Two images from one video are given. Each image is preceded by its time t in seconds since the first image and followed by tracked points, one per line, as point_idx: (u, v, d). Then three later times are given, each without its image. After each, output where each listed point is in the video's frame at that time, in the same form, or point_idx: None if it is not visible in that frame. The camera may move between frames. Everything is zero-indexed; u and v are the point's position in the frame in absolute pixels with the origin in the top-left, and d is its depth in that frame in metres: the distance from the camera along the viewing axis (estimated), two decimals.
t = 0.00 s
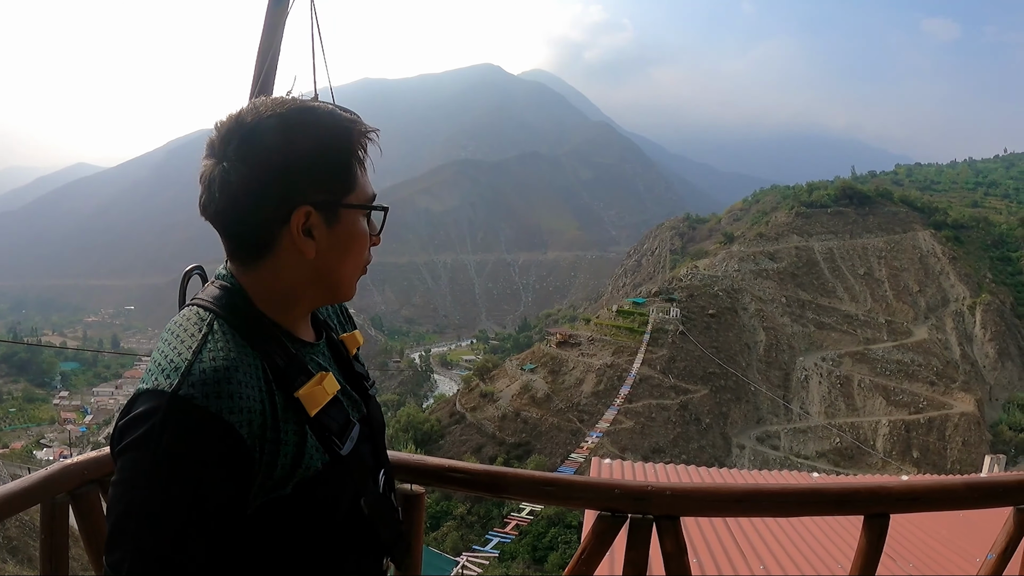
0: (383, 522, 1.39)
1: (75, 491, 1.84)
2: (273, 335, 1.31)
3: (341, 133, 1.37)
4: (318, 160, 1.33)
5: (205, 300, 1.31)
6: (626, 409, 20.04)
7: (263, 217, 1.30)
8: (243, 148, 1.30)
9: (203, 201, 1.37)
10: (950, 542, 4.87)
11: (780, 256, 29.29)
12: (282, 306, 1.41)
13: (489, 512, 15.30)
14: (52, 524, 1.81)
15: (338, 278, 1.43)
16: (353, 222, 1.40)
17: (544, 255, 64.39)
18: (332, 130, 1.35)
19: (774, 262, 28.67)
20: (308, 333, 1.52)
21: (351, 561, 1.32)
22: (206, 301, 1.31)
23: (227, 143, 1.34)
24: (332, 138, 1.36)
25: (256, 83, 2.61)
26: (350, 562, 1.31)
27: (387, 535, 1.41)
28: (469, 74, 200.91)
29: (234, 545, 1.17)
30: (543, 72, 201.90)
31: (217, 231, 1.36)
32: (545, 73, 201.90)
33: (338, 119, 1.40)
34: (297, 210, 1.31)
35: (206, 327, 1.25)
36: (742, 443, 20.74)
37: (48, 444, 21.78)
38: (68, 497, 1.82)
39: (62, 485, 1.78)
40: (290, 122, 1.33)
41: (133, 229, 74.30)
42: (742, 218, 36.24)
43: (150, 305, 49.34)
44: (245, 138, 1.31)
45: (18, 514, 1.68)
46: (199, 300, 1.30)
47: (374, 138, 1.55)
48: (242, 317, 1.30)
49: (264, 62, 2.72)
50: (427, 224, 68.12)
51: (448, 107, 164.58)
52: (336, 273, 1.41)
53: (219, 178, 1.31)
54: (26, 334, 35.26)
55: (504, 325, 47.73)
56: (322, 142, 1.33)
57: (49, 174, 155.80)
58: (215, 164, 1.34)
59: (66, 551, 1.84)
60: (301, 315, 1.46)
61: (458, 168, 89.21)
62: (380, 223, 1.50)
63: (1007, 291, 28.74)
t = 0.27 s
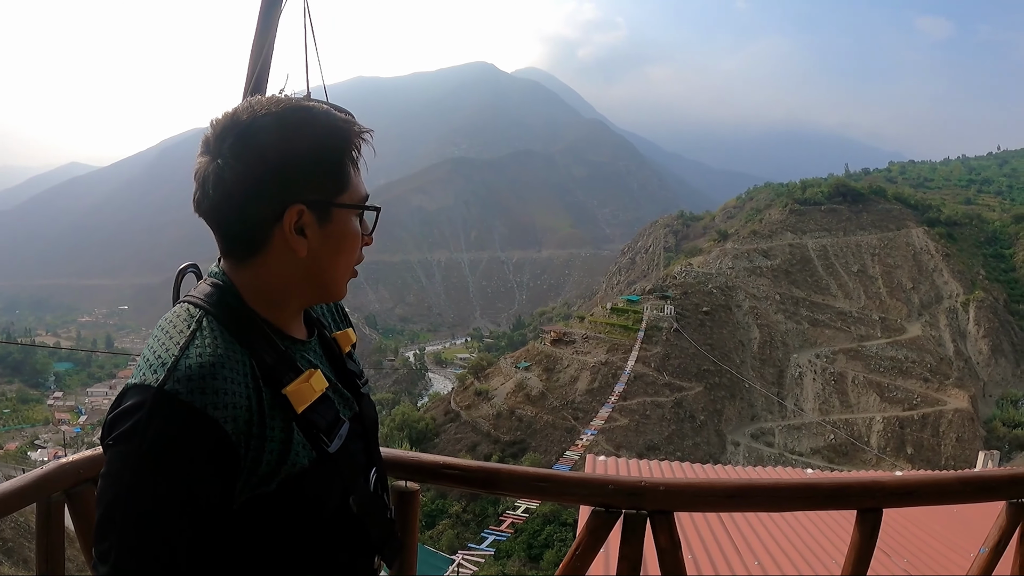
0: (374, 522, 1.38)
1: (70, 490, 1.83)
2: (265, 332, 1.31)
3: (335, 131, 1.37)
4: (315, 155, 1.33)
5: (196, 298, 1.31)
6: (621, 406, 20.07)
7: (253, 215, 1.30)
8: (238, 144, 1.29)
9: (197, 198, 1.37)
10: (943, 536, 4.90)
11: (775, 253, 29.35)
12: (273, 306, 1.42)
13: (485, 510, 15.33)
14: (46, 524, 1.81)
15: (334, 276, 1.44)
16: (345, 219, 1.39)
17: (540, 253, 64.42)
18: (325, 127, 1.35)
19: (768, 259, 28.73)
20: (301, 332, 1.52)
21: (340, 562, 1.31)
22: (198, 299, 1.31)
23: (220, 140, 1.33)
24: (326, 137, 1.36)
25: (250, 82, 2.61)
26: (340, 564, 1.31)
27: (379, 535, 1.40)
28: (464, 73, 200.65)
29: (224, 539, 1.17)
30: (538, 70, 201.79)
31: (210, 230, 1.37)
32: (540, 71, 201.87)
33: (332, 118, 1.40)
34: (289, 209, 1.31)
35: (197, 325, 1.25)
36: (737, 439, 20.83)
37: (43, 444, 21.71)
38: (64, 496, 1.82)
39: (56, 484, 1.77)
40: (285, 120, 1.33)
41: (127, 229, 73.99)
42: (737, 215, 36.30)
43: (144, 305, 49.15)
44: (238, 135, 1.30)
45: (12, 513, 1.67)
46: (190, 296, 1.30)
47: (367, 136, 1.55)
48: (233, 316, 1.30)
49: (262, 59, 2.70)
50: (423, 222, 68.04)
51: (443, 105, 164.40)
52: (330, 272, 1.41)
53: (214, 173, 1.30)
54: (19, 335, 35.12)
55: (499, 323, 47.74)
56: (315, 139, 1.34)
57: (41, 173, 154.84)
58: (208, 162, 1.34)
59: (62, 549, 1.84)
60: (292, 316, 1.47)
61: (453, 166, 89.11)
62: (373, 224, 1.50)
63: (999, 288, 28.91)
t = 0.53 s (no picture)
0: (368, 514, 1.38)
1: (66, 486, 1.83)
2: (252, 327, 1.30)
3: (334, 128, 1.38)
4: (313, 157, 1.34)
5: (192, 292, 1.30)
6: (617, 403, 20.09)
7: (249, 210, 1.30)
8: (233, 140, 1.30)
9: (194, 194, 1.36)
10: (937, 534, 4.91)
11: (771, 251, 29.39)
12: (269, 300, 1.41)
13: (481, 507, 15.40)
14: (42, 519, 1.80)
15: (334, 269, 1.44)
16: (338, 217, 1.39)
17: (537, 250, 64.44)
18: (321, 123, 1.35)
19: (764, 256, 28.77)
20: (296, 328, 1.51)
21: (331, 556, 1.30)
22: (192, 294, 1.30)
23: (218, 136, 1.33)
24: (324, 133, 1.36)
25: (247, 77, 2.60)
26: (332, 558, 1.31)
27: (369, 531, 1.39)
28: (462, 69, 200.43)
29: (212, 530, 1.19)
30: (535, 68, 201.73)
31: (208, 224, 1.35)
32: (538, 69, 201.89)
33: (329, 114, 1.40)
34: (282, 204, 1.31)
35: (190, 323, 1.24)
36: (733, 437, 20.90)
37: (39, 441, 21.68)
38: (61, 491, 1.82)
39: (49, 480, 1.76)
40: (284, 115, 1.32)
41: (124, 225, 73.90)
42: (733, 213, 36.34)
43: (141, 302, 49.09)
44: (236, 130, 1.30)
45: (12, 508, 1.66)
46: (184, 292, 1.30)
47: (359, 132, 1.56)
48: (226, 311, 1.29)
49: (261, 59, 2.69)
50: (420, 220, 67.99)
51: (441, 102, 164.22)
52: (333, 265, 1.42)
53: (210, 169, 1.31)
54: (15, 331, 35.04)
55: (496, 320, 47.76)
56: (313, 134, 1.33)
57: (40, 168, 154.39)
58: (206, 155, 1.33)
59: (58, 546, 1.83)
60: (285, 313, 1.47)
61: (450, 163, 89.03)
62: (366, 219, 1.50)
63: (996, 287, 29.02)
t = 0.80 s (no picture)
0: (365, 508, 1.38)
1: (67, 484, 1.83)
2: (250, 324, 1.30)
3: (332, 125, 1.38)
4: (314, 154, 1.34)
5: (190, 289, 1.29)
6: (618, 402, 20.08)
7: (247, 207, 1.30)
8: (233, 136, 1.30)
9: (194, 192, 1.37)
10: (938, 533, 4.92)
11: (773, 249, 29.37)
12: (268, 298, 1.41)
13: (482, 505, 15.39)
14: (42, 517, 1.79)
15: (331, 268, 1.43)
16: (336, 213, 1.38)
17: (538, 248, 64.40)
18: (320, 121, 1.35)
19: (766, 255, 28.76)
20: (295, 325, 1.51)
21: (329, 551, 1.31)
22: (190, 291, 1.29)
23: (219, 133, 1.33)
24: (324, 129, 1.36)
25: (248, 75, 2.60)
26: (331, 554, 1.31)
27: (367, 526, 1.39)
28: (462, 67, 200.28)
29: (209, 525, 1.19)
30: (536, 66, 201.65)
31: (208, 219, 1.35)
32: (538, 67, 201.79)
33: (327, 111, 1.39)
34: (280, 201, 1.30)
35: (186, 319, 1.24)
36: (734, 435, 20.92)
37: (40, 439, 21.69)
38: (61, 489, 1.82)
39: (48, 479, 1.76)
40: (284, 112, 1.32)
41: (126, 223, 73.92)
42: (735, 211, 36.29)
43: (143, 300, 49.12)
44: (236, 126, 1.30)
45: (11, 505, 1.66)
46: (183, 288, 1.29)
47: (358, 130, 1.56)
48: (224, 309, 1.29)
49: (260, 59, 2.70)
50: (421, 218, 67.97)
51: (442, 100, 164.14)
52: (332, 264, 1.42)
53: (210, 164, 1.31)
54: (16, 330, 35.08)
55: (497, 319, 47.76)
56: (311, 131, 1.33)
57: (42, 165, 154.36)
58: (206, 152, 1.33)
59: (58, 544, 1.83)
60: (282, 311, 1.46)
61: (452, 162, 88.97)
62: (363, 218, 1.51)
63: (998, 285, 29.01)
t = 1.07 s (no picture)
0: (367, 513, 1.35)
1: (72, 483, 1.84)
2: (249, 324, 1.29)
3: (329, 121, 1.37)
4: (310, 149, 1.32)
5: (190, 290, 1.28)
6: (624, 400, 20.07)
7: (248, 205, 1.29)
8: (231, 137, 1.29)
9: (193, 190, 1.36)
10: (945, 532, 4.90)
11: (778, 248, 29.28)
12: (270, 298, 1.40)
13: (488, 504, 15.38)
14: (49, 517, 1.80)
15: (331, 266, 1.42)
16: (338, 212, 1.37)
17: (542, 247, 64.41)
18: (317, 117, 1.34)
19: (772, 253, 28.72)
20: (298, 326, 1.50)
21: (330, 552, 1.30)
22: (188, 291, 1.29)
23: (215, 131, 1.32)
24: (320, 124, 1.35)
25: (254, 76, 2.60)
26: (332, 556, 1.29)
27: (370, 532, 1.36)
28: (466, 66, 200.41)
29: (210, 523, 1.20)
30: (539, 64, 201.64)
31: (207, 219, 1.35)
32: (542, 65, 201.69)
33: (326, 105, 1.39)
34: (275, 197, 1.29)
35: (182, 320, 1.23)
36: (740, 434, 20.90)
37: (47, 438, 21.77)
38: (68, 487, 1.82)
39: (55, 478, 1.76)
40: (281, 109, 1.32)
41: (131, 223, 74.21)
42: (741, 210, 36.23)
43: (148, 300, 49.31)
44: (233, 125, 1.30)
45: (17, 506, 1.67)
46: (183, 289, 1.28)
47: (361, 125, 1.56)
48: (221, 308, 1.28)
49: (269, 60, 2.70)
50: (425, 217, 68.01)
51: (446, 99, 164.25)
52: (333, 261, 1.40)
53: (207, 162, 1.31)
54: (23, 329, 35.22)
55: (502, 317, 47.76)
56: (308, 127, 1.32)
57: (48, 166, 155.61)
58: (205, 149, 1.33)
59: (64, 545, 1.83)
60: (284, 309, 1.45)
61: (456, 160, 88.98)
62: (365, 216, 1.49)
63: (1005, 284, 28.90)
